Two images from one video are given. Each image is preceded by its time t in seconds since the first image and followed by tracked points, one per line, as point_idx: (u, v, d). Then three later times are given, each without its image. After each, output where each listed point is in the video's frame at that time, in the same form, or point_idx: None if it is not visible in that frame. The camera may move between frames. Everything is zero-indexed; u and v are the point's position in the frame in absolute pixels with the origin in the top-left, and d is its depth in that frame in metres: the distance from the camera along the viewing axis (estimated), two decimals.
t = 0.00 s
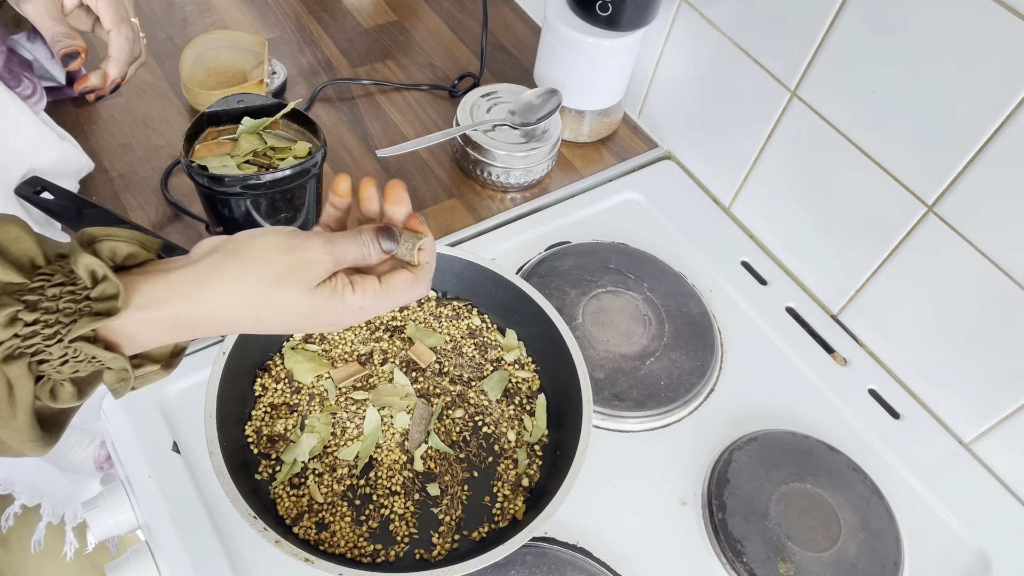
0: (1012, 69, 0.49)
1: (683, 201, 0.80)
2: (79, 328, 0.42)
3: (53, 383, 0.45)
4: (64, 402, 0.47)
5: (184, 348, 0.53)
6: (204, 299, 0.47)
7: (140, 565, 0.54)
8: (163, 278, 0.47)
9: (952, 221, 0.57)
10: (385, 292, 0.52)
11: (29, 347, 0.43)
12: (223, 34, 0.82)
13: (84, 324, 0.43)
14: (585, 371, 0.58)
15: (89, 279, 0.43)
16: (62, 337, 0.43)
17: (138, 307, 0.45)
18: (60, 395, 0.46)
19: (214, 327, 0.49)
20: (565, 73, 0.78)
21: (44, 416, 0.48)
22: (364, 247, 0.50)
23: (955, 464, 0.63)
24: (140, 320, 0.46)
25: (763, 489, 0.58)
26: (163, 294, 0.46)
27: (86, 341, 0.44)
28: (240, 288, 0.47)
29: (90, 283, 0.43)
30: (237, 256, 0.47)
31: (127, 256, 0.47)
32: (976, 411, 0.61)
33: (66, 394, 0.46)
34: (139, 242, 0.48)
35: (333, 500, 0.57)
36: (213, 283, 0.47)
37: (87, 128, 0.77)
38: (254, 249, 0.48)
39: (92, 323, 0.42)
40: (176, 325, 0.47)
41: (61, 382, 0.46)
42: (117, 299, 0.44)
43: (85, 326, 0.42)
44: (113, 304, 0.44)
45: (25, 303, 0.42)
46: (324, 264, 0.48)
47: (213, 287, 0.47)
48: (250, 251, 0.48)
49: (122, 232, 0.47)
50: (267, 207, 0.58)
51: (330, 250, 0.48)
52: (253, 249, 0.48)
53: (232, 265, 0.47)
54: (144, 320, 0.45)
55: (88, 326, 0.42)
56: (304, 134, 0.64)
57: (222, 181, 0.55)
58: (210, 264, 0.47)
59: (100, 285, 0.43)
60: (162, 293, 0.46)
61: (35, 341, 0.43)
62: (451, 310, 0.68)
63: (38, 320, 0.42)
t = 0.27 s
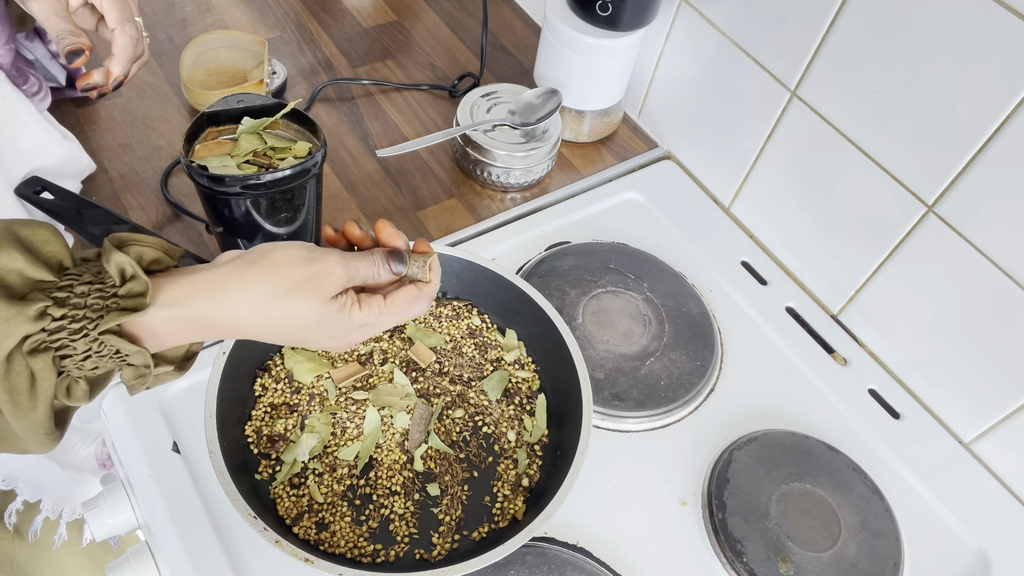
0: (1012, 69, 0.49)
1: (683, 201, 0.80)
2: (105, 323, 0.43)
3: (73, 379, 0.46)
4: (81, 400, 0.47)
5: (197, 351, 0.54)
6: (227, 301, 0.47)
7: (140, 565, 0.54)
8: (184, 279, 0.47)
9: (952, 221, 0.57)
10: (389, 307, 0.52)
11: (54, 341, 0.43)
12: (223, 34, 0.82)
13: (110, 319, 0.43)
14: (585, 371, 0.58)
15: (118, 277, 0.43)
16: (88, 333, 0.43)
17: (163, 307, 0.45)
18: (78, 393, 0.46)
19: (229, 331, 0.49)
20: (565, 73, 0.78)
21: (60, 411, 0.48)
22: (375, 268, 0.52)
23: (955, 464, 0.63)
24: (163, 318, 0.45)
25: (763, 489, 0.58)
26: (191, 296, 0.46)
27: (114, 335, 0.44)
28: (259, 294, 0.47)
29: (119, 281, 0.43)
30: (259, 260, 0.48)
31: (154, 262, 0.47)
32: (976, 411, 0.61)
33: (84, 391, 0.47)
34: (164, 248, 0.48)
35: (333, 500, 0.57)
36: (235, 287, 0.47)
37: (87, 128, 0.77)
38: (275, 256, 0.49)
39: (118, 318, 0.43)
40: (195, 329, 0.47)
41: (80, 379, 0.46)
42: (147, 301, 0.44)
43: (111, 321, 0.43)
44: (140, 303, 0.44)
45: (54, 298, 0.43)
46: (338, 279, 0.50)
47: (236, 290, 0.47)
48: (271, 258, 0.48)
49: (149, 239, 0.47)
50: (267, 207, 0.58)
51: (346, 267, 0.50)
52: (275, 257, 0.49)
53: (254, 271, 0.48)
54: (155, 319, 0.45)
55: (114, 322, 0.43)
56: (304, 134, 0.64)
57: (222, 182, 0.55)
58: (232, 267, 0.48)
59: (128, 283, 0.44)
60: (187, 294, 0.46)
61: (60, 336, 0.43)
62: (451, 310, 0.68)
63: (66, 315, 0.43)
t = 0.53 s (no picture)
0: (1012, 69, 0.49)
1: (683, 201, 0.80)
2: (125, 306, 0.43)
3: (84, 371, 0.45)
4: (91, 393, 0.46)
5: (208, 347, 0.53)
6: (240, 293, 0.48)
7: (140, 565, 0.54)
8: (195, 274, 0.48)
9: (952, 221, 0.57)
10: (384, 318, 0.52)
11: (70, 328, 0.43)
12: (223, 34, 0.82)
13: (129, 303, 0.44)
14: (585, 372, 0.58)
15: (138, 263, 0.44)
16: (105, 319, 0.44)
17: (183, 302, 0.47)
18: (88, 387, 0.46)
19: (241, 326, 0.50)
20: (565, 73, 0.78)
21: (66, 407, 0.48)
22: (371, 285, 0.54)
23: (955, 464, 0.63)
24: (180, 305, 0.46)
25: (763, 489, 0.58)
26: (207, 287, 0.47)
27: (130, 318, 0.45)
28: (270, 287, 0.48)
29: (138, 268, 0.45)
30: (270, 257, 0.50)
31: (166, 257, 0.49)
32: (976, 411, 0.61)
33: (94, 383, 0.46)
34: (175, 246, 0.50)
35: (333, 501, 0.57)
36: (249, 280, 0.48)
37: (87, 128, 0.77)
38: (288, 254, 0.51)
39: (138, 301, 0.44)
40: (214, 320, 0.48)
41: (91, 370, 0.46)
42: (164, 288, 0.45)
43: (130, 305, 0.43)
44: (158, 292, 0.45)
45: (71, 286, 0.43)
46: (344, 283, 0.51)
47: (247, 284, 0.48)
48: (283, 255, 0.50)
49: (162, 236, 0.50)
50: (267, 207, 0.58)
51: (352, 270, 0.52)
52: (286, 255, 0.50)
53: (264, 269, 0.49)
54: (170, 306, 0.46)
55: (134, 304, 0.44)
56: (304, 134, 0.64)
57: (222, 182, 0.55)
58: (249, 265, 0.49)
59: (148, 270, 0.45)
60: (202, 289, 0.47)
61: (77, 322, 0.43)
62: (450, 310, 0.69)
63: (84, 301, 0.43)
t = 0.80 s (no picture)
0: (1011, 69, 0.49)
1: (683, 201, 0.80)
2: (103, 326, 0.43)
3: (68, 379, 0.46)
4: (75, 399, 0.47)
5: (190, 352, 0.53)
6: (221, 309, 0.46)
7: (140, 565, 0.54)
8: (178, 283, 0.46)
9: (952, 221, 0.57)
10: (384, 291, 0.52)
11: (51, 342, 0.43)
12: (223, 34, 0.82)
13: (106, 324, 0.43)
14: (585, 372, 0.58)
15: (114, 281, 0.43)
16: (84, 336, 0.43)
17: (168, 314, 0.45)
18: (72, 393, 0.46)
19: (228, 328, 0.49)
20: (565, 73, 0.78)
21: (53, 410, 0.48)
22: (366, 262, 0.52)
23: (955, 464, 0.63)
24: (161, 323, 0.45)
25: (763, 489, 0.58)
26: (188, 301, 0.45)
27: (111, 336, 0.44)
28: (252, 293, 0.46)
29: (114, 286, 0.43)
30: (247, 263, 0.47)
31: (147, 265, 0.47)
32: (975, 411, 0.61)
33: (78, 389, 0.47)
34: (158, 253, 0.48)
35: (333, 501, 0.57)
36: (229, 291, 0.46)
37: (87, 128, 0.77)
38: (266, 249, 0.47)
39: (115, 322, 0.43)
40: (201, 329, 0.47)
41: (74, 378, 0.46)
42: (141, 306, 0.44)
43: (108, 325, 0.43)
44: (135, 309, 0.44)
45: (51, 300, 0.43)
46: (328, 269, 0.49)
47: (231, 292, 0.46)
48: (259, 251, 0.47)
49: (142, 242, 0.47)
50: (267, 207, 0.58)
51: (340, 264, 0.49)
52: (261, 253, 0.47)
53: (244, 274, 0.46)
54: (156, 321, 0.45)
55: (111, 326, 0.43)
56: (304, 134, 0.64)
57: (222, 182, 0.55)
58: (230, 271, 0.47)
59: (124, 287, 0.43)
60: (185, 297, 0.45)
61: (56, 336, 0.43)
62: (450, 310, 0.69)
63: (63, 316, 0.43)
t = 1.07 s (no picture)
0: (1011, 69, 0.49)
1: (683, 201, 0.80)
2: (104, 347, 0.43)
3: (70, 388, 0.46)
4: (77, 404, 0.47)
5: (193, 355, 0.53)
6: (214, 330, 0.48)
7: (140, 565, 0.54)
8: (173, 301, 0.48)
9: (952, 221, 0.57)
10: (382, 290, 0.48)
11: (53, 359, 0.44)
12: (223, 34, 0.82)
13: (108, 344, 0.43)
14: (585, 372, 0.58)
15: (111, 301, 0.43)
16: (85, 353, 0.44)
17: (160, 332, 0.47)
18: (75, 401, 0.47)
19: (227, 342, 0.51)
20: (565, 73, 0.78)
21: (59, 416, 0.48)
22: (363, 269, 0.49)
23: (954, 463, 0.63)
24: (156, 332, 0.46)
25: (763, 489, 0.58)
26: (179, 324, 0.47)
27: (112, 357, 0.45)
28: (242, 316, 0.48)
29: (113, 305, 0.44)
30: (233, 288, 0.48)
31: (142, 272, 0.46)
32: (975, 411, 0.61)
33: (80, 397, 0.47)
34: (153, 259, 0.47)
35: (333, 501, 0.57)
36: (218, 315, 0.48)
37: (87, 128, 0.77)
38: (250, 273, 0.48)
39: (116, 342, 0.43)
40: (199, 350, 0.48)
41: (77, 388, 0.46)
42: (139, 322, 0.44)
43: (108, 345, 0.43)
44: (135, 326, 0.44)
45: (48, 318, 0.43)
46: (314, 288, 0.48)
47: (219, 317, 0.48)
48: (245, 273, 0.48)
49: (137, 250, 0.45)
50: (267, 207, 0.58)
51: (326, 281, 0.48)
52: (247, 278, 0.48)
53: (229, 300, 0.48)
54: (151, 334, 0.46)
55: (112, 346, 0.43)
56: (304, 134, 0.64)
57: (222, 182, 0.55)
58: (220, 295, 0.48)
59: (122, 305, 0.44)
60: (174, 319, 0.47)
61: (57, 353, 0.43)
62: (450, 310, 0.69)
63: (63, 334, 0.43)
